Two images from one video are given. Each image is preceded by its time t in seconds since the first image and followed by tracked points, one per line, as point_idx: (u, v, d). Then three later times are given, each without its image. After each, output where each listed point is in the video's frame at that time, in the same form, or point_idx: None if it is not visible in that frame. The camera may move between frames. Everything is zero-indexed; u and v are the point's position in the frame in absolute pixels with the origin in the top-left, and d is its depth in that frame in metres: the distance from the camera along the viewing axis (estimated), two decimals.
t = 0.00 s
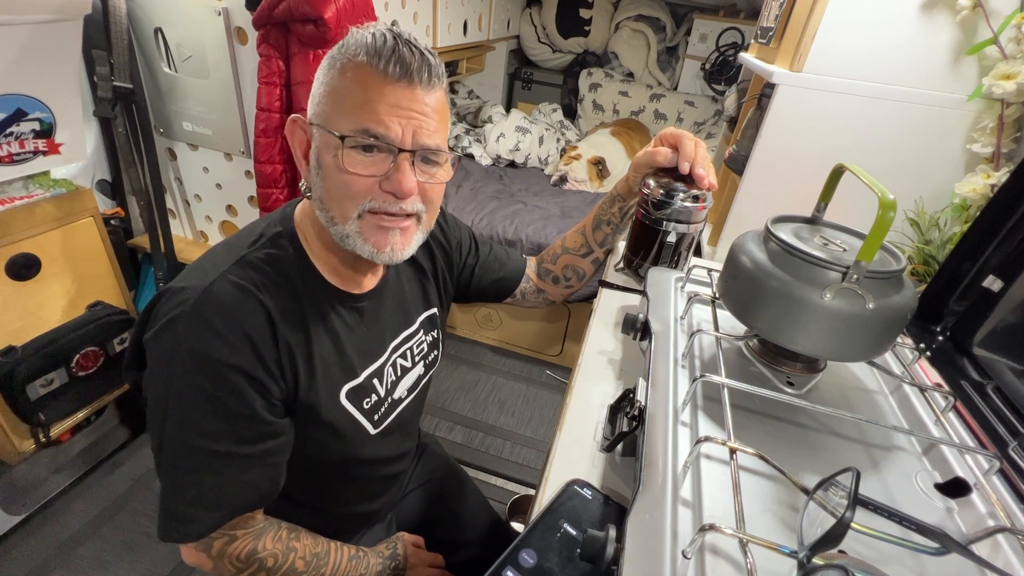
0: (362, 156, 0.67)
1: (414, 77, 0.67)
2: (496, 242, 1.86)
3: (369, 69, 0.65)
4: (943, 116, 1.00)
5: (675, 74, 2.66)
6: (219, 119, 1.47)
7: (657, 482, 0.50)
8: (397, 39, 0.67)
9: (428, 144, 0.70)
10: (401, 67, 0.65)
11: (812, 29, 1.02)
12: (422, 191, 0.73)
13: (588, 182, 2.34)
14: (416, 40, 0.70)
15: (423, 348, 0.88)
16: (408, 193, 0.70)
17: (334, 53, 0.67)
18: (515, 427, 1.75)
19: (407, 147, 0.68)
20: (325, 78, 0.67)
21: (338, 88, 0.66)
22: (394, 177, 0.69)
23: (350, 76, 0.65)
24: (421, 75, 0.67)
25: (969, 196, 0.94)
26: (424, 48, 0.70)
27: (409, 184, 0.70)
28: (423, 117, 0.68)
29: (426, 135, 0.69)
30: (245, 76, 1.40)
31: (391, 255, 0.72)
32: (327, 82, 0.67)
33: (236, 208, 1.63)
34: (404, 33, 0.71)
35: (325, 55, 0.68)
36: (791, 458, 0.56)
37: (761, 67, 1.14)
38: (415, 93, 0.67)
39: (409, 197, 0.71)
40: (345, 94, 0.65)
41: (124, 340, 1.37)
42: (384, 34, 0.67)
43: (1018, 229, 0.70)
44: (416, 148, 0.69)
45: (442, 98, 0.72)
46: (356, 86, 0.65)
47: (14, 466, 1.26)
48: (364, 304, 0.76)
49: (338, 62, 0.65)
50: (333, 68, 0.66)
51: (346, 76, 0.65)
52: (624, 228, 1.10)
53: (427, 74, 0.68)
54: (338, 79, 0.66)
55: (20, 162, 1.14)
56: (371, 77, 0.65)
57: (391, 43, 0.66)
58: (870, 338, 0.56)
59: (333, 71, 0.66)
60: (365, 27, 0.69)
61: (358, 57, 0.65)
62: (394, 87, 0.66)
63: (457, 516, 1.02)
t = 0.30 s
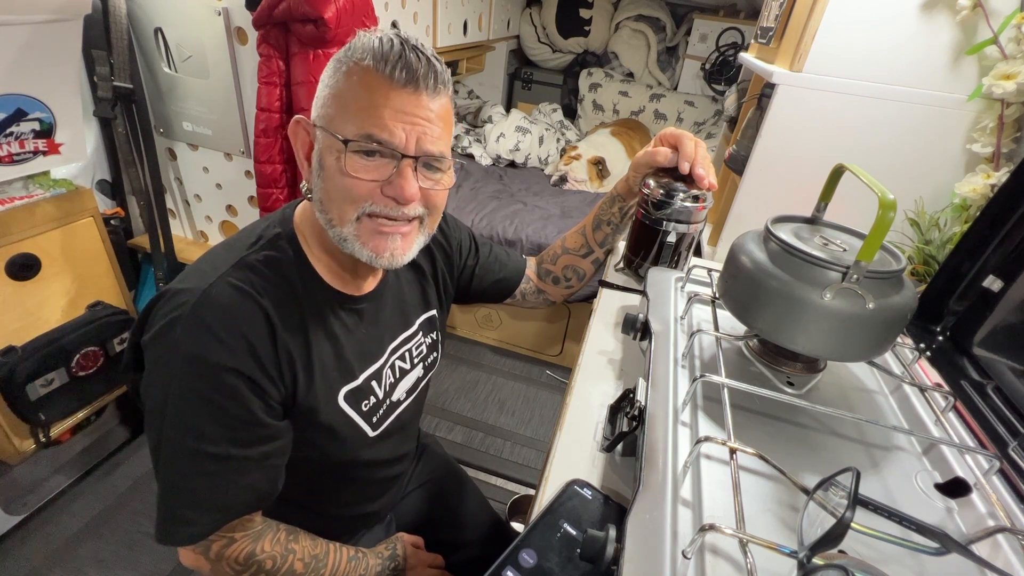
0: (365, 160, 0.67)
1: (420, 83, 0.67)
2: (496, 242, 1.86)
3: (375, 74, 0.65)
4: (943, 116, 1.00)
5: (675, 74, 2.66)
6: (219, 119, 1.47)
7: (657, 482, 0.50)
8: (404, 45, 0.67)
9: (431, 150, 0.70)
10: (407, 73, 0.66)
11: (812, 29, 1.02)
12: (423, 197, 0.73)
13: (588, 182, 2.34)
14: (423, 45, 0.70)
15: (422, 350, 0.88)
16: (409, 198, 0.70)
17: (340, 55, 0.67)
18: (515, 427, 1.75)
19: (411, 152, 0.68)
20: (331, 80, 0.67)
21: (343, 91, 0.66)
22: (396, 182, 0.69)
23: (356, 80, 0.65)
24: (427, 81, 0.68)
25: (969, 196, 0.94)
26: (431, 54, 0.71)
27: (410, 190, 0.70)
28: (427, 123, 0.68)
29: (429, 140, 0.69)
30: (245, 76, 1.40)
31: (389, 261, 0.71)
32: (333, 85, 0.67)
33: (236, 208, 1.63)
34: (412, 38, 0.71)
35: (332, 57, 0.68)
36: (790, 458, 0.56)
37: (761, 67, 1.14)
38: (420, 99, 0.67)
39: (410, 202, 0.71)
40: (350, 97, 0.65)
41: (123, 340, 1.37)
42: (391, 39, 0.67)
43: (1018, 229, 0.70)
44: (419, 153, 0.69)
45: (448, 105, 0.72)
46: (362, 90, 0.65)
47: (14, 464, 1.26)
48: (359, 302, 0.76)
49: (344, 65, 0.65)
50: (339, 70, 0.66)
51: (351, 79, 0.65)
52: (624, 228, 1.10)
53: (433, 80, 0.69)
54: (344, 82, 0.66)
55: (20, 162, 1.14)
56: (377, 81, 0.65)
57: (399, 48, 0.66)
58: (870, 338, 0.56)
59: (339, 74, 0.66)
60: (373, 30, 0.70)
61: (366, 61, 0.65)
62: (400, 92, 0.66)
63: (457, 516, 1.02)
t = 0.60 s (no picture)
0: (367, 162, 0.67)
1: (420, 83, 0.67)
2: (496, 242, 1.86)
3: (375, 74, 0.65)
4: (943, 116, 1.00)
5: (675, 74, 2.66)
6: (219, 119, 1.47)
7: (657, 482, 0.50)
8: (404, 45, 0.67)
9: (432, 151, 0.70)
10: (407, 73, 0.66)
11: (812, 29, 1.02)
12: (426, 198, 0.73)
13: (588, 182, 2.34)
14: (422, 45, 0.70)
15: (422, 350, 0.88)
16: (411, 199, 0.70)
17: (340, 57, 0.67)
18: (515, 427, 1.75)
19: (412, 153, 0.68)
20: (331, 83, 0.67)
21: (343, 93, 0.66)
22: (398, 183, 0.69)
23: (356, 81, 0.65)
24: (427, 81, 0.68)
25: (969, 196, 0.94)
26: (430, 53, 0.71)
27: (412, 191, 0.69)
28: (428, 123, 0.68)
29: (431, 140, 0.69)
30: (245, 76, 1.40)
31: (391, 263, 0.72)
32: (333, 87, 0.67)
33: (236, 208, 1.63)
34: (411, 39, 0.71)
35: (332, 59, 0.68)
36: (790, 458, 0.56)
37: (761, 67, 1.14)
38: (420, 98, 0.67)
39: (412, 203, 0.71)
40: (351, 99, 0.65)
41: (124, 340, 1.37)
42: (390, 39, 0.67)
43: (1018, 229, 0.70)
44: (421, 154, 0.69)
45: (447, 104, 0.72)
46: (362, 91, 0.65)
47: (14, 464, 1.26)
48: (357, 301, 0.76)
49: (344, 67, 0.65)
50: (339, 72, 0.66)
51: (352, 81, 0.65)
52: (623, 228, 1.10)
53: (433, 79, 0.68)
54: (344, 84, 0.65)
55: (20, 162, 1.14)
56: (377, 82, 0.65)
57: (398, 48, 0.66)
58: (871, 337, 0.56)
59: (339, 76, 0.66)
60: (372, 32, 0.70)
61: (365, 62, 0.65)
62: (400, 92, 0.66)
63: (457, 515, 1.02)
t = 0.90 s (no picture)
0: (367, 161, 0.67)
1: (417, 81, 0.67)
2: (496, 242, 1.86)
3: (371, 73, 0.64)
4: (943, 116, 1.00)
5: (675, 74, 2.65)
6: (219, 119, 1.47)
7: (657, 482, 0.50)
8: (399, 43, 0.67)
9: (430, 148, 0.70)
10: (404, 71, 0.66)
11: (812, 29, 1.02)
12: (426, 195, 0.73)
13: (588, 182, 2.34)
14: (417, 42, 0.70)
15: (421, 348, 0.88)
16: (412, 197, 0.70)
17: (335, 56, 0.66)
18: (515, 427, 1.75)
19: (411, 151, 0.68)
20: (327, 82, 0.67)
21: (340, 92, 0.65)
22: (399, 181, 0.69)
23: (353, 80, 0.65)
24: (423, 79, 0.68)
25: (969, 196, 0.94)
26: (425, 50, 0.70)
27: (411, 189, 0.69)
28: (425, 121, 0.68)
29: (429, 138, 0.69)
30: (245, 76, 1.40)
31: (396, 257, 0.72)
32: (329, 86, 0.66)
33: (236, 208, 1.63)
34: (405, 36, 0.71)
35: (327, 58, 0.68)
36: (791, 458, 0.56)
37: (761, 67, 1.14)
38: (417, 97, 0.67)
39: (413, 201, 0.71)
40: (348, 98, 0.65)
41: (124, 340, 1.37)
42: (386, 37, 0.67)
43: (1018, 229, 0.70)
44: (420, 152, 0.69)
45: (444, 101, 0.72)
46: (359, 90, 0.65)
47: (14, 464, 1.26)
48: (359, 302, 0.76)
49: (340, 65, 0.65)
50: (335, 71, 0.66)
51: (348, 80, 0.65)
52: (624, 228, 1.10)
53: (430, 77, 0.69)
54: (340, 83, 0.65)
55: (20, 162, 1.14)
56: (374, 80, 0.65)
57: (394, 46, 0.66)
58: (871, 337, 0.56)
59: (335, 75, 0.66)
60: (366, 30, 0.69)
61: (361, 60, 0.64)
62: (397, 91, 0.66)
63: (457, 515, 1.02)
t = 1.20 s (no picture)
0: (356, 156, 0.67)
1: (401, 73, 0.66)
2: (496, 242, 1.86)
3: (355, 67, 0.64)
4: (943, 116, 1.00)
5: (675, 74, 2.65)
6: (219, 119, 1.47)
7: (657, 482, 0.50)
8: (381, 34, 0.66)
9: (418, 141, 0.70)
10: (388, 63, 0.65)
11: (812, 29, 1.02)
12: (416, 187, 0.73)
13: (588, 182, 2.33)
14: (398, 33, 0.69)
15: (417, 345, 0.88)
16: (404, 190, 0.70)
17: (316, 51, 0.65)
18: (515, 427, 1.75)
19: (400, 144, 0.68)
20: (308, 78, 0.66)
21: (323, 88, 0.65)
22: (389, 175, 0.69)
23: (337, 75, 0.64)
24: (407, 71, 0.67)
25: (969, 196, 0.94)
26: (408, 41, 0.70)
27: (402, 182, 0.69)
28: (412, 113, 0.68)
29: (417, 131, 0.69)
30: (245, 76, 1.40)
31: (393, 246, 0.72)
32: (312, 82, 0.66)
33: (236, 208, 1.63)
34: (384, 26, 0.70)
35: (307, 54, 0.67)
36: (791, 458, 0.56)
37: (761, 67, 1.14)
38: (402, 89, 0.67)
39: (404, 193, 0.71)
40: (333, 94, 0.65)
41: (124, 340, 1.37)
42: (367, 30, 0.66)
43: (1018, 229, 0.70)
44: (409, 145, 0.69)
45: (428, 92, 0.72)
46: (344, 85, 0.64)
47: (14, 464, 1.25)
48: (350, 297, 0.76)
49: (321, 61, 0.65)
50: (316, 67, 0.65)
51: (331, 75, 0.64)
52: (623, 228, 1.10)
53: (414, 68, 0.68)
54: (323, 79, 0.65)
55: (20, 162, 1.14)
56: (357, 74, 0.64)
57: (376, 39, 0.65)
58: (871, 337, 0.56)
59: (317, 70, 0.65)
60: (343, 23, 0.68)
61: (342, 55, 0.64)
62: (382, 84, 0.65)
63: (457, 515, 1.02)
